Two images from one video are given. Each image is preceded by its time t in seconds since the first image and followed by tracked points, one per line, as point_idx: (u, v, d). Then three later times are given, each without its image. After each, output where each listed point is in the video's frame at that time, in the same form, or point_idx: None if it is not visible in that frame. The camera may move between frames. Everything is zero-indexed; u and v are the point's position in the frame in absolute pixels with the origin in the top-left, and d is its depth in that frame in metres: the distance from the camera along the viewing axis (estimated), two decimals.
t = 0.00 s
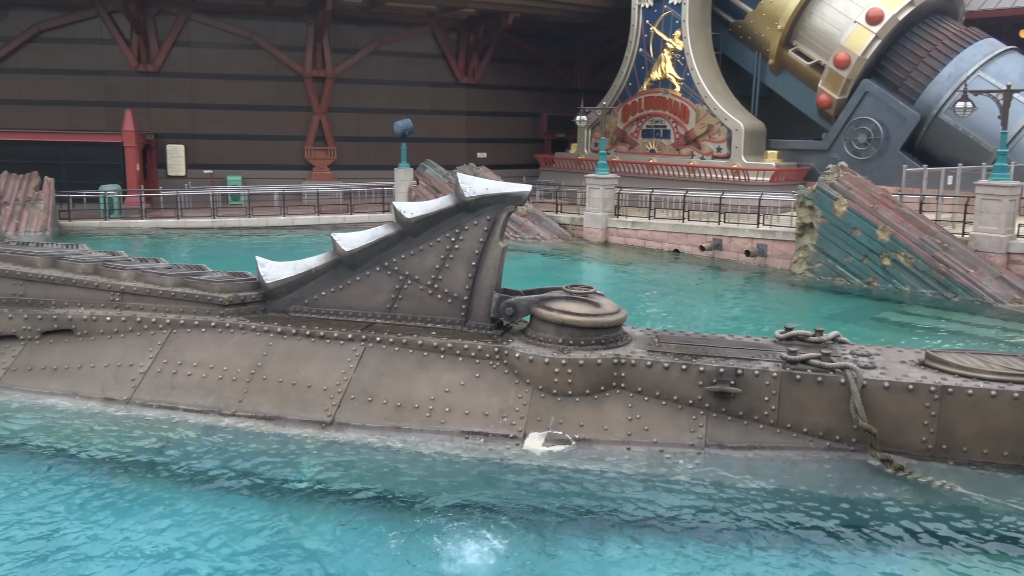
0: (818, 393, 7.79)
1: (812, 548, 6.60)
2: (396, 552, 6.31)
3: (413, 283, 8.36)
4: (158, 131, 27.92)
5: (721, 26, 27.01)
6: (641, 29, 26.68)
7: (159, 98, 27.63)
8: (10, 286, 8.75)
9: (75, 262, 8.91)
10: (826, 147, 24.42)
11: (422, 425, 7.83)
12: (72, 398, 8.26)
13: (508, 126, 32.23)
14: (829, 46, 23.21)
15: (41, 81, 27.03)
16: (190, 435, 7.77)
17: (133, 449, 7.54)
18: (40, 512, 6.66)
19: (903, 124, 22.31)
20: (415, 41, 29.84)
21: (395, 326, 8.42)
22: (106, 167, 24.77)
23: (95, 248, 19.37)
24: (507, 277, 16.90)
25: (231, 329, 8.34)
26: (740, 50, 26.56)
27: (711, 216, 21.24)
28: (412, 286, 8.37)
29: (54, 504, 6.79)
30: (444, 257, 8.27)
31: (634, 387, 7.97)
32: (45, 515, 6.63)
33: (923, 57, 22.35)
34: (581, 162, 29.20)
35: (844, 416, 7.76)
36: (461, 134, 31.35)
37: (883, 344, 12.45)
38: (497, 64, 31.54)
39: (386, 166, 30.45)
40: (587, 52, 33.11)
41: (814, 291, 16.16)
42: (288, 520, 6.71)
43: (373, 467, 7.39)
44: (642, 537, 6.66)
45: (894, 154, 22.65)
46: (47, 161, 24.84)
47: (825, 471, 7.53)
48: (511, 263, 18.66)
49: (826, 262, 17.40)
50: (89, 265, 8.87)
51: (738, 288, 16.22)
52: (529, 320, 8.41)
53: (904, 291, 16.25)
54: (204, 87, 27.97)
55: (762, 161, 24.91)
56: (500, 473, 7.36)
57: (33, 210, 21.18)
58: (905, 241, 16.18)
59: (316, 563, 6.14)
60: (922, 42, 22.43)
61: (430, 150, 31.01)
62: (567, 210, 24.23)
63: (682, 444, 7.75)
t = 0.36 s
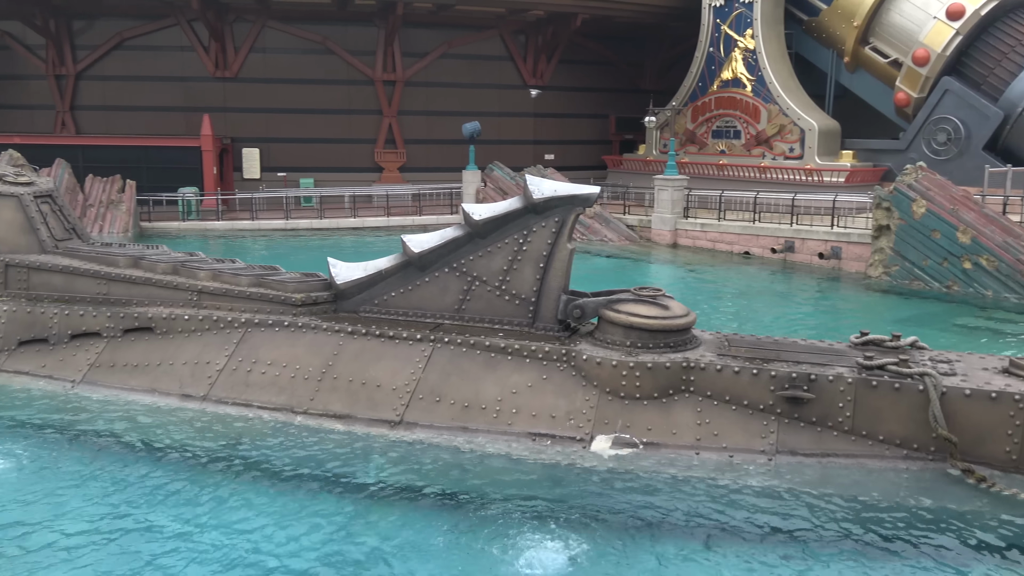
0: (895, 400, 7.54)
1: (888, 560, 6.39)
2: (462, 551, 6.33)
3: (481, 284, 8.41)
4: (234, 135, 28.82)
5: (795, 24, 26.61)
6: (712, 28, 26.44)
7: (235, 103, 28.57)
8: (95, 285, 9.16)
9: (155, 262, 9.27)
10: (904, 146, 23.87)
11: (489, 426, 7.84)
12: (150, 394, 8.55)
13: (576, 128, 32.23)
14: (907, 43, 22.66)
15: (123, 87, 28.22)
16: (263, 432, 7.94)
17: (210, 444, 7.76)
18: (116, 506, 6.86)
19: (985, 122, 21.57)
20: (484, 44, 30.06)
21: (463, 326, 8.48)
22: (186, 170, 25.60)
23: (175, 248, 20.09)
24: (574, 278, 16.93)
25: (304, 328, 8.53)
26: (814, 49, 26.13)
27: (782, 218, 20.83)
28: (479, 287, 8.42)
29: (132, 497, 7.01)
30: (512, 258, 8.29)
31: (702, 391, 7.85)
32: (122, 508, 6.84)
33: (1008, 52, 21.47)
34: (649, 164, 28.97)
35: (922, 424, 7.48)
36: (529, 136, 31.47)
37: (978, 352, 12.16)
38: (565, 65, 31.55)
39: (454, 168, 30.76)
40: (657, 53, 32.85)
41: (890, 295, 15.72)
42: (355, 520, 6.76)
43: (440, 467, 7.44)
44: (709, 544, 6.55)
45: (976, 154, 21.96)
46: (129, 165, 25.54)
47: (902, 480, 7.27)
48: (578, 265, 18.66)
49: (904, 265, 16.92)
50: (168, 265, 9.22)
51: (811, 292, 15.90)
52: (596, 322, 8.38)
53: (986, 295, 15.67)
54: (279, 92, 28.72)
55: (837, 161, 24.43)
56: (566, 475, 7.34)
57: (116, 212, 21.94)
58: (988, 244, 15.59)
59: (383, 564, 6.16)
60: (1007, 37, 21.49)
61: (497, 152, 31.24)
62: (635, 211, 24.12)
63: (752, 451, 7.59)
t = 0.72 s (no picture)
0: (975, 407, 7.26)
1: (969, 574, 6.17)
2: (530, 553, 6.33)
3: (547, 286, 8.44)
4: (305, 138, 29.49)
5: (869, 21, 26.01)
6: (782, 26, 26.05)
7: (307, 107, 29.25)
8: (172, 285, 9.56)
9: (230, 263, 9.67)
10: (984, 145, 23.07)
11: (555, 428, 7.83)
12: (224, 391, 8.81)
13: (642, 129, 32.09)
14: (987, 38, 21.93)
15: (200, 93, 29.19)
16: (333, 430, 8.09)
17: (283, 441, 7.94)
18: (190, 500, 7.06)
19: None
20: (550, 46, 30.04)
21: (529, 328, 8.51)
22: (259, 174, 26.22)
23: (249, 250, 20.66)
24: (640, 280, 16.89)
25: (372, 328, 8.68)
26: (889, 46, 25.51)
27: (855, 219, 20.36)
28: (546, 289, 8.44)
29: (208, 492, 7.20)
30: (578, 260, 8.29)
31: (773, 396, 7.70)
32: (196, 501, 7.05)
33: None
34: (716, 164, 28.91)
35: (1005, 433, 7.19)
36: (596, 137, 31.34)
37: None
38: (632, 66, 31.36)
39: (520, 170, 30.92)
40: (724, 52, 32.54)
41: (968, 299, 15.27)
42: (420, 521, 6.80)
43: (505, 468, 7.46)
44: (778, 551, 6.44)
45: None
46: (204, 168, 26.30)
47: (984, 491, 6.97)
48: (643, 267, 18.59)
49: (984, 267, 16.38)
50: (242, 266, 9.57)
51: (886, 295, 15.55)
52: (663, 325, 8.32)
53: None
54: (349, 96, 29.25)
55: (913, 161, 23.72)
56: (632, 478, 7.29)
57: (192, 214, 22.69)
58: None
59: (451, 565, 6.18)
60: None
61: (563, 153, 31.18)
62: (702, 213, 23.90)
63: (825, 457, 7.38)
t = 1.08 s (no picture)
0: None
1: None
2: (601, 558, 6.30)
3: (619, 289, 8.44)
4: (378, 140, 29.98)
5: (955, 18, 25.13)
6: (864, 24, 25.34)
7: (381, 110, 29.73)
8: (252, 283, 10.05)
9: (306, 262, 10.08)
10: None
11: (625, 432, 7.77)
12: (299, 388, 9.11)
13: (717, 130, 31.70)
14: None
15: (280, 96, 29.95)
16: (404, 429, 8.24)
17: (357, 438, 8.12)
18: (267, 494, 7.25)
19: None
20: (623, 47, 29.91)
21: (600, 331, 8.53)
22: (337, 175, 26.88)
23: (323, 250, 21.24)
24: (713, 284, 16.74)
25: (443, 328, 8.83)
26: (976, 44, 24.62)
27: (939, 224, 19.71)
28: (617, 292, 8.45)
29: (283, 486, 7.38)
30: (651, 263, 8.25)
31: (851, 404, 7.42)
32: (272, 495, 7.22)
33: None
34: (795, 165, 28.43)
35: None
36: (668, 138, 31.09)
37: None
38: (708, 66, 31.10)
39: (592, 171, 30.88)
40: (803, 51, 31.87)
41: None
42: (491, 522, 6.82)
43: (575, 471, 7.44)
44: (854, 564, 6.26)
45: None
46: (282, 170, 27.08)
47: None
48: (716, 270, 18.38)
49: None
50: (318, 266, 9.95)
51: (974, 303, 14.99)
52: (737, 329, 8.19)
53: None
54: (422, 99, 29.68)
55: (1000, 163, 22.76)
56: (705, 485, 7.18)
57: (270, 214, 23.43)
58: None
59: (521, 565, 6.20)
60: None
61: (635, 155, 30.98)
62: (777, 216, 23.48)
63: (905, 469, 7.08)
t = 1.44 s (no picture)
0: None
1: None
2: (669, 568, 6.22)
3: (689, 296, 8.44)
4: (450, 145, 30.40)
5: None
6: (947, 26, 24.62)
7: (453, 115, 30.14)
8: (324, 286, 10.46)
9: (378, 266, 10.47)
10: None
11: (694, 442, 7.67)
12: (369, 389, 9.43)
13: (791, 135, 31.36)
14: None
15: (355, 102, 30.56)
16: (473, 432, 8.39)
17: (428, 439, 8.28)
18: (338, 492, 7.41)
19: None
20: (695, 52, 29.75)
21: (670, 338, 8.55)
22: (409, 180, 27.39)
23: (395, 253, 21.70)
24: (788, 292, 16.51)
25: (511, 333, 9.01)
26: None
27: None
28: (688, 298, 8.45)
29: (354, 485, 7.53)
30: (722, 270, 8.23)
31: (930, 418, 7.13)
32: (342, 494, 7.37)
33: None
34: (872, 171, 27.97)
35: None
36: (741, 144, 30.84)
37: None
38: (781, 70, 30.69)
39: (662, 176, 30.78)
40: (882, 54, 31.10)
41: None
42: (560, 528, 6.79)
43: (642, 477, 7.41)
44: None
45: None
46: (355, 174, 27.67)
47: None
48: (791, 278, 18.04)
49: None
50: (389, 269, 10.37)
51: None
52: (812, 339, 8.05)
53: None
54: (492, 104, 29.98)
55: None
56: (775, 496, 7.02)
57: (343, 217, 24.06)
58: None
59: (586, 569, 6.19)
60: None
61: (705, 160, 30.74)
62: (853, 224, 22.97)
63: (987, 487, 6.73)
